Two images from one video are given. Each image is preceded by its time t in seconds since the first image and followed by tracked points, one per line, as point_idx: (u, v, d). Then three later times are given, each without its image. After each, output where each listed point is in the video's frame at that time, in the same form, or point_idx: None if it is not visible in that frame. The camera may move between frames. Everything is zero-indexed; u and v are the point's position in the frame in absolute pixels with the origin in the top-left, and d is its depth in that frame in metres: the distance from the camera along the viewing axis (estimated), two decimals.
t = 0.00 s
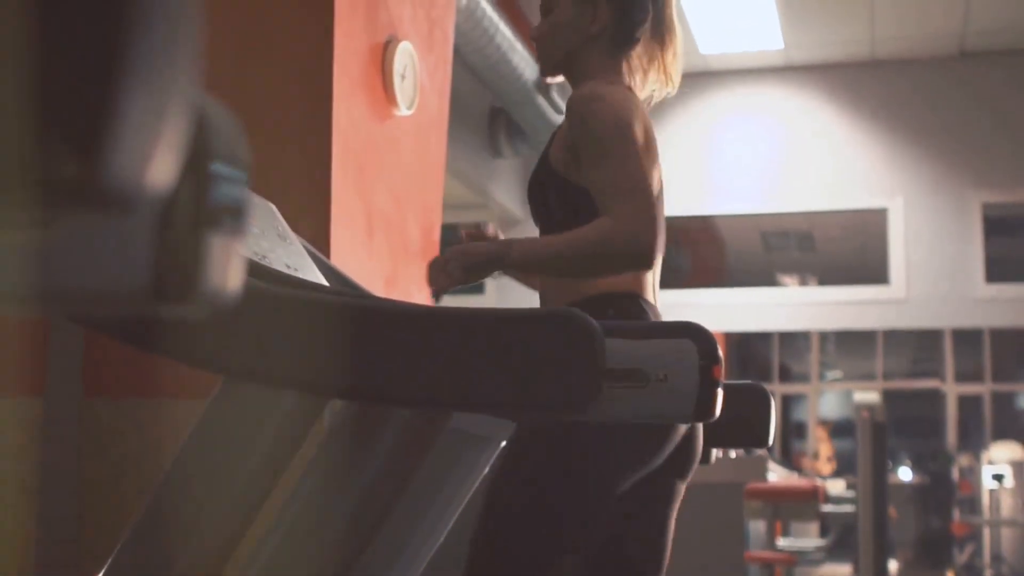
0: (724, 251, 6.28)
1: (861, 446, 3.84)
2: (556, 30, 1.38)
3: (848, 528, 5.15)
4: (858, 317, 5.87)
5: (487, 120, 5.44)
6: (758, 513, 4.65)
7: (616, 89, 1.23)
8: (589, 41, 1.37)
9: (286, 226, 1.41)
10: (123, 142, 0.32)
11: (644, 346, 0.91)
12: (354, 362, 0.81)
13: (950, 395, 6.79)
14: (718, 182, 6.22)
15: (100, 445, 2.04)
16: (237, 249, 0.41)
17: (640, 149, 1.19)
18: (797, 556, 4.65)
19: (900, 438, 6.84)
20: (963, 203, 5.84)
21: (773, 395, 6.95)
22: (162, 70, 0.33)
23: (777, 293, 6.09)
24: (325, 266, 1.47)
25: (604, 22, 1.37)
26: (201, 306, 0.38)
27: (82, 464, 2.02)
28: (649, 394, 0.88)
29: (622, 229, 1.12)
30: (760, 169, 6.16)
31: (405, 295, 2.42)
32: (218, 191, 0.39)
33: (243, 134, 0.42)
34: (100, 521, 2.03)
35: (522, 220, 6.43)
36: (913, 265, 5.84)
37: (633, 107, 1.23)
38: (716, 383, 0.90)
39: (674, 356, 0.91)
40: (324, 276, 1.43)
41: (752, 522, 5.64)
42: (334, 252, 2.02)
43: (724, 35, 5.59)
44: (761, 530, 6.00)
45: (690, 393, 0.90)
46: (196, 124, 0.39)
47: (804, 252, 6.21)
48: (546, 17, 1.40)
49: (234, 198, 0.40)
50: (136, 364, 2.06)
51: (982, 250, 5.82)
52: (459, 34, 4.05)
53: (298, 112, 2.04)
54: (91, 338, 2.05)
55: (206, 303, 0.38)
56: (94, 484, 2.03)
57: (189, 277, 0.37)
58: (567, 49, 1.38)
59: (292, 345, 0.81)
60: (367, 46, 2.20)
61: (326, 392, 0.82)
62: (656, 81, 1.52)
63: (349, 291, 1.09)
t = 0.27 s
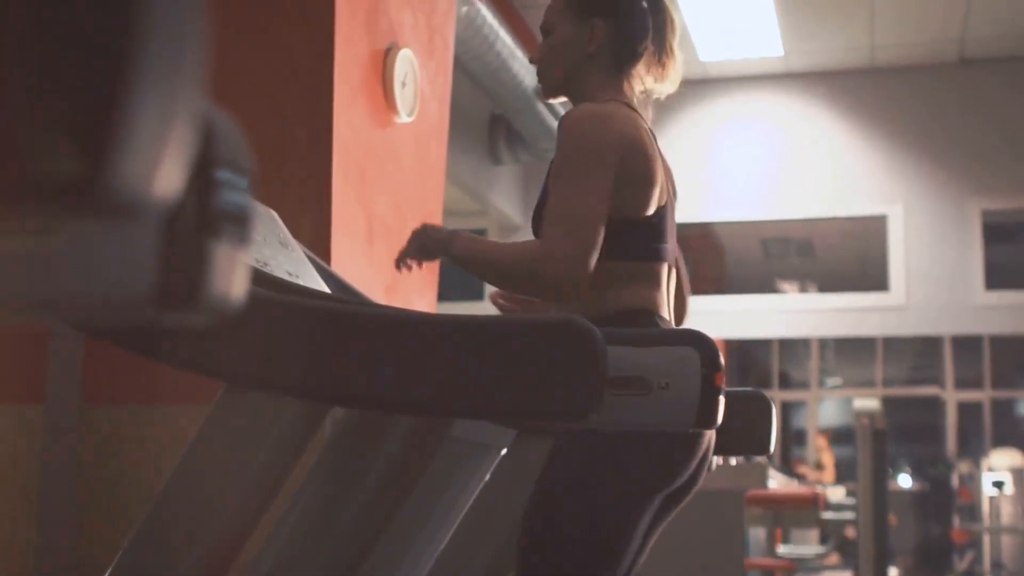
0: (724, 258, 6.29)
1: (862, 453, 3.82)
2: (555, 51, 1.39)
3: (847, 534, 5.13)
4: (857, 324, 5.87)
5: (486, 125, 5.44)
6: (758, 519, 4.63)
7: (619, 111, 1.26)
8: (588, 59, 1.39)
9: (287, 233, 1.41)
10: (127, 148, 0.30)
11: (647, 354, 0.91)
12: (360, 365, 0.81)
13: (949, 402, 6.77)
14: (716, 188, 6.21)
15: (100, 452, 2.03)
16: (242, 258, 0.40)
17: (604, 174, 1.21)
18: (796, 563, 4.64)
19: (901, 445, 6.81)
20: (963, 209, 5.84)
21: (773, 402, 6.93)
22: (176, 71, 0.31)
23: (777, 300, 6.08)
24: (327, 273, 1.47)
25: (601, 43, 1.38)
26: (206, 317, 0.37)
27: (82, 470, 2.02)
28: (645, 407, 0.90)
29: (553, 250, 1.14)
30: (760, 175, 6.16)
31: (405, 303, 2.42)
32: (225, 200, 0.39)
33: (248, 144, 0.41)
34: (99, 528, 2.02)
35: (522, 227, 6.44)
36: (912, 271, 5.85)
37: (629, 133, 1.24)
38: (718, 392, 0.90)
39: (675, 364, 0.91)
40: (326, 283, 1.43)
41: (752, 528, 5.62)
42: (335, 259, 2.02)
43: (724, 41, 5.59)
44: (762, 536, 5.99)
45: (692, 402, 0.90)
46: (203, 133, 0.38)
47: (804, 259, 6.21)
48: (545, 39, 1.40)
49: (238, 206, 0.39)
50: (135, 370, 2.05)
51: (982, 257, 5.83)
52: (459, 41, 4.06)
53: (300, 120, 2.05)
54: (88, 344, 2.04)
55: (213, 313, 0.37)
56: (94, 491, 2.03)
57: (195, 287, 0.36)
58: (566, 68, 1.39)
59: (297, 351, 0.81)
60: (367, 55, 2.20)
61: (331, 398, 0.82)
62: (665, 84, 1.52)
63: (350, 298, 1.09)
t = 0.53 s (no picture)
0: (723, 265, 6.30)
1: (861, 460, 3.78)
2: (556, 43, 1.39)
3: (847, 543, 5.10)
4: (859, 331, 5.87)
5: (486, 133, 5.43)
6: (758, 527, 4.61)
7: (610, 95, 1.24)
8: (587, 51, 1.39)
9: (287, 242, 1.40)
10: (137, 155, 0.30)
11: (648, 361, 0.90)
12: (362, 378, 0.80)
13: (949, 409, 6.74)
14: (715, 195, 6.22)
15: (101, 458, 2.02)
16: (243, 268, 0.39)
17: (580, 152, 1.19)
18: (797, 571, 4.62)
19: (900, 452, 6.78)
20: (963, 216, 5.85)
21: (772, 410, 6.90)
22: (185, 81, 0.31)
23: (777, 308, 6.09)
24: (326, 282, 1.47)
25: (601, 31, 1.38)
26: (208, 327, 0.36)
27: (83, 477, 2.02)
28: (644, 414, 0.89)
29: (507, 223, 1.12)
30: (758, 182, 6.17)
31: (405, 310, 2.42)
32: (231, 207, 0.38)
33: (252, 154, 0.41)
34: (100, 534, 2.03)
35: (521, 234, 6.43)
36: (913, 278, 5.85)
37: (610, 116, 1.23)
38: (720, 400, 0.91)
39: (677, 372, 0.91)
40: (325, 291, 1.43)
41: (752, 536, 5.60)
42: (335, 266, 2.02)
43: (722, 50, 5.60)
44: (762, 544, 5.96)
45: (693, 409, 0.90)
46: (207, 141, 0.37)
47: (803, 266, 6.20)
48: (546, 29, 1.41)
49: (241, 214, 0.39)
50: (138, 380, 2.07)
51: (981, 262, 5.83)
52: (459, 48, 4.06)
53: (301, 127, 2.04)
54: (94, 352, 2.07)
55: (214, 324, 0.36)
56: (96, 497, 2.03)
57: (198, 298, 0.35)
58: (566, 60, 1.40)
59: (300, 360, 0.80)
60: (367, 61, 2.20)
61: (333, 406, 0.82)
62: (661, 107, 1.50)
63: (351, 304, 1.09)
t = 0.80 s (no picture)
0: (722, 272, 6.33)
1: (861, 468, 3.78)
2: (560, 23, 1.43)
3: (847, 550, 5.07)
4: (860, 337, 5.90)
5: (485, 137, 5.43)
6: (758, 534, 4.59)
7: (596, 67, 1.30)
8: (590, 31, 1.42)
9: (289, 250, 1.41)
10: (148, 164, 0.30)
11: (651, 367, 0.91)
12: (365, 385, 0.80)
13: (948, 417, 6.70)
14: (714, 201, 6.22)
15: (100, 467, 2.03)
16: (250, 278, 0.39)
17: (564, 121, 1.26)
18: None
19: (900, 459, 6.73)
20: (962, 223, 5.87)
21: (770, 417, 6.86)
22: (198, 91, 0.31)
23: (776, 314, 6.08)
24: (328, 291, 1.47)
25: (602, 15, 1.42)
26: (215, 336, 0.36)
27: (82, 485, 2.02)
28: (648, 423, 0.89)
29: (500, 184, 1.21)
30: (758, 187, 6.20)
31: (404, 317, 2.41)
32: (235, 218, 0.38)
33: (254, 161, 0.41)
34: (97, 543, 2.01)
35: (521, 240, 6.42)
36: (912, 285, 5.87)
37: (605, 86, 1.29)
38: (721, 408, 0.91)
39: (680, 380, 0.91)
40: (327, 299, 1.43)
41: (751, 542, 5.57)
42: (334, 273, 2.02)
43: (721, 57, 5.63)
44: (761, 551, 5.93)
45: (696, 417, 0.90)
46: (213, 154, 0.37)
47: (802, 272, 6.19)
48: (550, 13, 1.44)
49: (247, 224, 0.38)
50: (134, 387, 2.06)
51: (980, 268, 5.84)
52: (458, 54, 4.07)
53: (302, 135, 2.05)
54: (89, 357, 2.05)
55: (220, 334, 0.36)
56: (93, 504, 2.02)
57: (203, 308, 0.35)
58: (569, 46, 1.43)
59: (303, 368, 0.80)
60: (367, 68, 2.20)
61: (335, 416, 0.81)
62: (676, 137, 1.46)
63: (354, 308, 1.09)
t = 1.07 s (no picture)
0: (722, 280, 6.34)
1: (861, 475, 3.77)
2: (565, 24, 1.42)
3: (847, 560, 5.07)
4: (860, 346, 5.93)
5: (485, 147, 5.43)
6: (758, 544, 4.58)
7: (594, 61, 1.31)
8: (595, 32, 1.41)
9: (288, 256, 1.41)
10: (156, 171, 0.30)
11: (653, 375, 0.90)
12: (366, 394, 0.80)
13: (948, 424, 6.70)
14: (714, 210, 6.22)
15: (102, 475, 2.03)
16: (253, 285, 0.40)
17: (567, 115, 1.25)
18: None
19: (900, 466, 6.73)
20: (962, 232, 5.87)
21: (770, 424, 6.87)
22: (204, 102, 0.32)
23: (775, 323, 6.17)
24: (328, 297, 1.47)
25: (609, 13, 1.40)
26: (220, 344, 0.37)
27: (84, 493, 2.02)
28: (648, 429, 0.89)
29: (507, 181, 1.18)
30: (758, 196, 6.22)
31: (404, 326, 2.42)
32: (239, 224, 0.38)
33: (257, 167, 0.41)
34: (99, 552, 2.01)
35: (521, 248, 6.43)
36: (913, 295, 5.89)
37: (601, 82, 1.29)
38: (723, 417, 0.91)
39: (681, 389, 0.91)
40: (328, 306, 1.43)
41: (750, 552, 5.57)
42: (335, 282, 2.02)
43: (721, 66, 5.64)
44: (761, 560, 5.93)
45: (698, 426, 0.91)
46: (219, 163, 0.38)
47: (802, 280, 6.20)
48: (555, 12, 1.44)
49: (251, 232, 0.39)
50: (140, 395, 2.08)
51: (979, 277, 5.86)
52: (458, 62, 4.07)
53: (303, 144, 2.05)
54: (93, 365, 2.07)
55: (224, 341, 0.37)
56: (96, 513, 2.02)
57: (210, 315, 0.36)
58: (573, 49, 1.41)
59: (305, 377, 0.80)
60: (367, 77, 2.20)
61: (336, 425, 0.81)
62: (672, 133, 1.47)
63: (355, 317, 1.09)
